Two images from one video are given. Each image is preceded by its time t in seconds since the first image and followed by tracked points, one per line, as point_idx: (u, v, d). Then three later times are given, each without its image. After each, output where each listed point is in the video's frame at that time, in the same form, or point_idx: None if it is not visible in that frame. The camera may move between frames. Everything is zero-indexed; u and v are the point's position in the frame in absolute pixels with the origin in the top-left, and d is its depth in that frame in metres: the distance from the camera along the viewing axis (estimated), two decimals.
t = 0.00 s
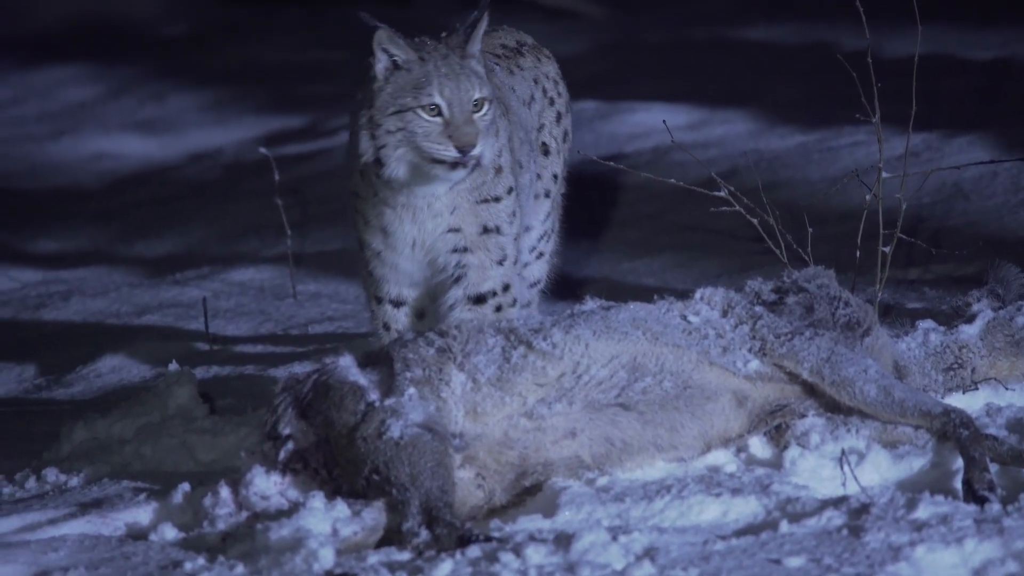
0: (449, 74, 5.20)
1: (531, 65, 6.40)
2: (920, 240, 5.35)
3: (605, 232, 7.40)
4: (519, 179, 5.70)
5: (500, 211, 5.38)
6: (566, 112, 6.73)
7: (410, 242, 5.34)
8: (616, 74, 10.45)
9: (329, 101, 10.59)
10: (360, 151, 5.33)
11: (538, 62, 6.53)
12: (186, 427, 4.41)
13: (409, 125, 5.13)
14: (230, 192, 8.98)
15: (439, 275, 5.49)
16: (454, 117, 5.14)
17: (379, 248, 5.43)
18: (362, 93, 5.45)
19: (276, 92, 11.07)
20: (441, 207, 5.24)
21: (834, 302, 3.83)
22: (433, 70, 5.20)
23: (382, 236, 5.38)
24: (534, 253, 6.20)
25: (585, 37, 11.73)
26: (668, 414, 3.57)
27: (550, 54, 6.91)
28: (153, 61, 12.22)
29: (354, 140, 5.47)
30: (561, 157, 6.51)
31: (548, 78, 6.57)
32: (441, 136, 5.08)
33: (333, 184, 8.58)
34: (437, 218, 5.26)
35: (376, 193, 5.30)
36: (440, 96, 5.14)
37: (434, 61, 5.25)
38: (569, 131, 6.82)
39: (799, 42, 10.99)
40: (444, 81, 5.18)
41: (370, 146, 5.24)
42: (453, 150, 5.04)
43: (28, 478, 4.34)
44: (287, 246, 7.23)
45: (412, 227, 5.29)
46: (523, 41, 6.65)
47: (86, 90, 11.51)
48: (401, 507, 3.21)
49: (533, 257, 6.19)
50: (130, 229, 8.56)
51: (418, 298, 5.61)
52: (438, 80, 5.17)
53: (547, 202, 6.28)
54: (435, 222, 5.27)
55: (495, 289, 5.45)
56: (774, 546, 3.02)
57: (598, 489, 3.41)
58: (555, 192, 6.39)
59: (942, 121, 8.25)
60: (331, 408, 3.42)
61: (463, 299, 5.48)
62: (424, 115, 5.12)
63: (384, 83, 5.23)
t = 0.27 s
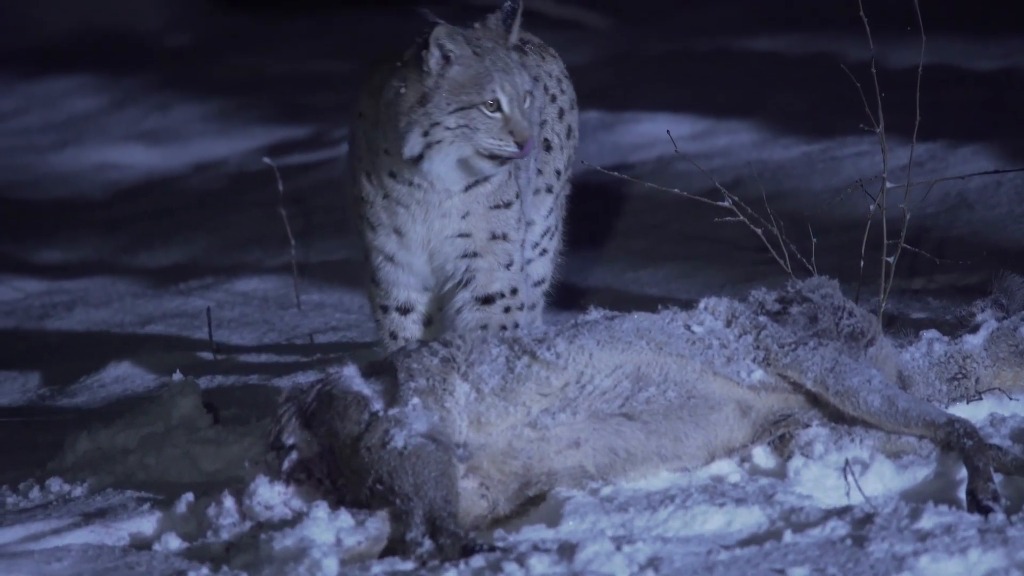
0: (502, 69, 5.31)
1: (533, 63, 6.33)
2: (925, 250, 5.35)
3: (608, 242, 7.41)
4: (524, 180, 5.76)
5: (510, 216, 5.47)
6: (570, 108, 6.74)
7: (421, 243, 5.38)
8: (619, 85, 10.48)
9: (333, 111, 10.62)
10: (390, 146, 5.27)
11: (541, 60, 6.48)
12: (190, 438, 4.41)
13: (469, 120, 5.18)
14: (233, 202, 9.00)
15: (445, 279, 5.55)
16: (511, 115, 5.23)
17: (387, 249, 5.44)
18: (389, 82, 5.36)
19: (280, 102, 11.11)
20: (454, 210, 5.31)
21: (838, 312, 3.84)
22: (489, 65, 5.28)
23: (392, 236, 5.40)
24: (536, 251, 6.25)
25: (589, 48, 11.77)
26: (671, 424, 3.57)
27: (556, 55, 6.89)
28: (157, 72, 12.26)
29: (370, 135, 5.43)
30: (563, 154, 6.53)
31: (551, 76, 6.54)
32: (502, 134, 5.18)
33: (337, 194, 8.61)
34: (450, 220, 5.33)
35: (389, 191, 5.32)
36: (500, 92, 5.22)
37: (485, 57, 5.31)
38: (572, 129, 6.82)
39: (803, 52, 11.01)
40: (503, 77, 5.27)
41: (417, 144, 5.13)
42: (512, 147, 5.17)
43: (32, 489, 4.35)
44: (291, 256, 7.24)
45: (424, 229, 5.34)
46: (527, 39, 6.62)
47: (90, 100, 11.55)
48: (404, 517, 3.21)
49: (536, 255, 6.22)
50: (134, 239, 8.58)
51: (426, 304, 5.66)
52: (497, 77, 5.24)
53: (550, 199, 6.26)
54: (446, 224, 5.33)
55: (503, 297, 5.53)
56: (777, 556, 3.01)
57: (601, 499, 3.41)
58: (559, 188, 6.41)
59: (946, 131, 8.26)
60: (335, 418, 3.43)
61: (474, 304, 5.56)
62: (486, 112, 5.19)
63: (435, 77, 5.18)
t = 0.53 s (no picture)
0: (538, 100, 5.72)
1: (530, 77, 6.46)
2: (924, 264, 5.36)
3: (607, 255, 7.43)
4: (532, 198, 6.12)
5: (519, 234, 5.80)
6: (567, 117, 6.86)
7: (430, 259, 5.62)
8: (618, 98, 10.50)
9: (333, 125, 10.65)
10: (416, 167, 5.55)
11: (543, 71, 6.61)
12: (188, 452, 4.41)
13: (508, 150, 5.62)
14: (232, 216, 9.01)
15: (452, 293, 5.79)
16: (548, 146, 5.69)
17: (393, 264, 5.62)
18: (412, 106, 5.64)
19: (280, 116, 11.14)
20: (467, 228, 5.60)
21: (836, 326, 3.84)
22: (526, 97, 5.67)
23: (400, 251, 5.60)
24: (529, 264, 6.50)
25: (588, 61, 11.81)
26: (670, 437, 3.57)
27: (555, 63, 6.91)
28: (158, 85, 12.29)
29: (384, 151, 5.65)
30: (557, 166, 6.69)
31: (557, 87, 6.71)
32: (539, 163, 5.63)
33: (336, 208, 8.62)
34: (463, 238, 5.62)
35: (401, 208, 5.56)
36: (539, 125, 5.66)
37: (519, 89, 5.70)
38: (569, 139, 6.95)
39: (802, 65, 11.05)
40: (540, 110, 5.71)
41: (449, 170, 5.50)
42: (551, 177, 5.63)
43: (30, 503, 4.34)
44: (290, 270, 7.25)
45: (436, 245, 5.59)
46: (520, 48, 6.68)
47: (89, 114, 11.57)
48: (402, 532, 3.20)
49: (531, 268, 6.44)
50: (132, 253, 8.59)
51: (425, 318, 5.75)
52: (534, 110, 5.66)
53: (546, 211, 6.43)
54: (459, 241, 5.62)
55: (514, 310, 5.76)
56: (775, 570, 3.01)
57: (599, 514, 3.41)
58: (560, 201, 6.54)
59: (945, 144, 8.29)
60: (334, 432, 3.43)
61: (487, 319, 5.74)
62: (525, 143, 5.63)
63: (474, 105, 5.54)
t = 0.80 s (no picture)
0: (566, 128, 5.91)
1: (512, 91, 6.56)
2: (918, 282, 5.37)
3: (601, 273, 7.45)
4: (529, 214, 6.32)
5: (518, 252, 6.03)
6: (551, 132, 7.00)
7: (433, 276, 5.72)
8: (613, 117, 10.55)
9: (329, 142, 10.68)
10: (443, 189, 5.72)
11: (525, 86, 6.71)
12: (183, 469, 4.41)
13: (539, 175, 5.81)
14: (228, 234, 9.02)
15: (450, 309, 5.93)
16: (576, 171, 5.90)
17: (393, 280, 5.69)
18: (437, 129, 5.81)
19: (276, 134, 11.17)
20: (476, 246, 5.79)
21: (831, 343, 3.85)
22: (557, 124, 5.86)
23: (402, 268, 5.67)
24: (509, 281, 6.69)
25: (583, 80, 11.86)
26: (664, 454, 3.57)
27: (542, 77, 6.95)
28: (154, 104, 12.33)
29: (403, 170, 5.77)
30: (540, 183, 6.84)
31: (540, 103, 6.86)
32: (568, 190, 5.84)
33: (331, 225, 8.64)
34: (469, 255, 5.78)
35: (408, 226, 5.67)
36: (569, 151, 5.86)
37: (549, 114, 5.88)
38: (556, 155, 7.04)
39: (796, 84, 11.09)
40: (570, 136, 5.89)
41: (477, 197, 5.71)
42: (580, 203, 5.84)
43: (23, 521, 4.33)
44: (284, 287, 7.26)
45: (443, 262, 5.72)
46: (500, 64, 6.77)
47: (86, 132, 11.60)
48: (397, 549, 3.21)
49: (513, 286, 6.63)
50: (128, 271, 8.59)
51: (420, 336, 5.78)
52: (567, 137, 5.87)
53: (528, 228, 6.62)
54: (465, 258, 5.78)
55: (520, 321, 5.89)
56: None
57: (594, 531, 3.40)
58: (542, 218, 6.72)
59: (939, 162, 8.32)
60: (328, 449, 3.42)
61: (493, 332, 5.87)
62: (558, 169, 5.83)
63: (508, 131, 5.74)
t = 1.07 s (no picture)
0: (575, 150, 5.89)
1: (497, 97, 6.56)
2: (901, 289, 5.38)
3: (586, 281, 7.46)
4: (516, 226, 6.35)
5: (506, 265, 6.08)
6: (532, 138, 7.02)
7: (427, 288, 5.68)
8: (599, 126, 10.57)
9: (315, 150, 10.68)
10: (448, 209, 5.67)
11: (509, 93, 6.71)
12: (167, 475, 4.38)
13: (550, 200, 5.80)
14: (213, 241, 8.99)
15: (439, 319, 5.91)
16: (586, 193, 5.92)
17: (386, 289, 5.62)
18: (443, 151, 5.75)
19: (262, 142, 11.17)
20: (471, 261, 5.79)
21: (815, 351, 3.86)
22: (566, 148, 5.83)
23: (395, 278, 5.61)
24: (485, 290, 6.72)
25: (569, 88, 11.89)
26: (649, 462, 3.57)
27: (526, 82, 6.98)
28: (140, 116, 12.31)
29: (407, 186, 5.69)
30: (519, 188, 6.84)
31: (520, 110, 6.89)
32: (578, 214, 5.88)
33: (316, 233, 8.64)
34: (463, 269, 5.78)
35: (406, 239, 5.61)
36: (579, 175, 5.85)
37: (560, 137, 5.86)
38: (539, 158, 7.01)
39: (782, 91, 11.13)
40: (577, 160, 5.87)
41: (487, 221, 5.67)
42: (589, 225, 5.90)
43: (6, 529, 4.31)
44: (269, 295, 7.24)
45: (438, 275, 5.69)
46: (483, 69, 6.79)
47: (71, 141, 11.59)
48: (382, 556, 3.21)
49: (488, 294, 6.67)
50: (112, 278, 8.56)
51: (409, 343, 5.73)
52: (576, 161, 5.84)
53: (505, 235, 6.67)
54: (459, 271, 5.77)
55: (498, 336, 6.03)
56: None
57: (578, 538, 3.40)
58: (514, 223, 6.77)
59: (924, 170, 8.35)
60: (312, 457, 3.42)
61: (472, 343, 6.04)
62: (570, 192, 5.84)
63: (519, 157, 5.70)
